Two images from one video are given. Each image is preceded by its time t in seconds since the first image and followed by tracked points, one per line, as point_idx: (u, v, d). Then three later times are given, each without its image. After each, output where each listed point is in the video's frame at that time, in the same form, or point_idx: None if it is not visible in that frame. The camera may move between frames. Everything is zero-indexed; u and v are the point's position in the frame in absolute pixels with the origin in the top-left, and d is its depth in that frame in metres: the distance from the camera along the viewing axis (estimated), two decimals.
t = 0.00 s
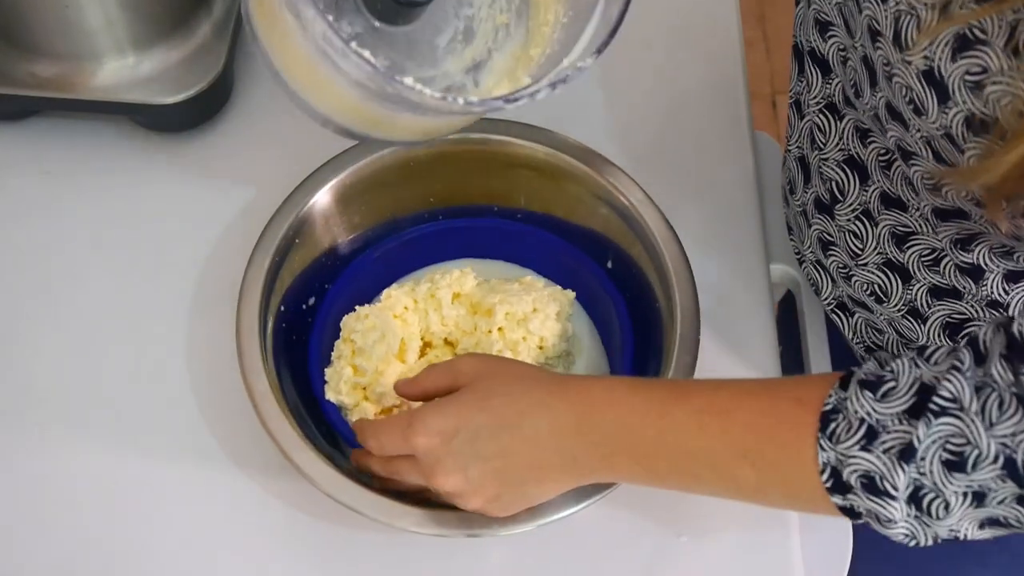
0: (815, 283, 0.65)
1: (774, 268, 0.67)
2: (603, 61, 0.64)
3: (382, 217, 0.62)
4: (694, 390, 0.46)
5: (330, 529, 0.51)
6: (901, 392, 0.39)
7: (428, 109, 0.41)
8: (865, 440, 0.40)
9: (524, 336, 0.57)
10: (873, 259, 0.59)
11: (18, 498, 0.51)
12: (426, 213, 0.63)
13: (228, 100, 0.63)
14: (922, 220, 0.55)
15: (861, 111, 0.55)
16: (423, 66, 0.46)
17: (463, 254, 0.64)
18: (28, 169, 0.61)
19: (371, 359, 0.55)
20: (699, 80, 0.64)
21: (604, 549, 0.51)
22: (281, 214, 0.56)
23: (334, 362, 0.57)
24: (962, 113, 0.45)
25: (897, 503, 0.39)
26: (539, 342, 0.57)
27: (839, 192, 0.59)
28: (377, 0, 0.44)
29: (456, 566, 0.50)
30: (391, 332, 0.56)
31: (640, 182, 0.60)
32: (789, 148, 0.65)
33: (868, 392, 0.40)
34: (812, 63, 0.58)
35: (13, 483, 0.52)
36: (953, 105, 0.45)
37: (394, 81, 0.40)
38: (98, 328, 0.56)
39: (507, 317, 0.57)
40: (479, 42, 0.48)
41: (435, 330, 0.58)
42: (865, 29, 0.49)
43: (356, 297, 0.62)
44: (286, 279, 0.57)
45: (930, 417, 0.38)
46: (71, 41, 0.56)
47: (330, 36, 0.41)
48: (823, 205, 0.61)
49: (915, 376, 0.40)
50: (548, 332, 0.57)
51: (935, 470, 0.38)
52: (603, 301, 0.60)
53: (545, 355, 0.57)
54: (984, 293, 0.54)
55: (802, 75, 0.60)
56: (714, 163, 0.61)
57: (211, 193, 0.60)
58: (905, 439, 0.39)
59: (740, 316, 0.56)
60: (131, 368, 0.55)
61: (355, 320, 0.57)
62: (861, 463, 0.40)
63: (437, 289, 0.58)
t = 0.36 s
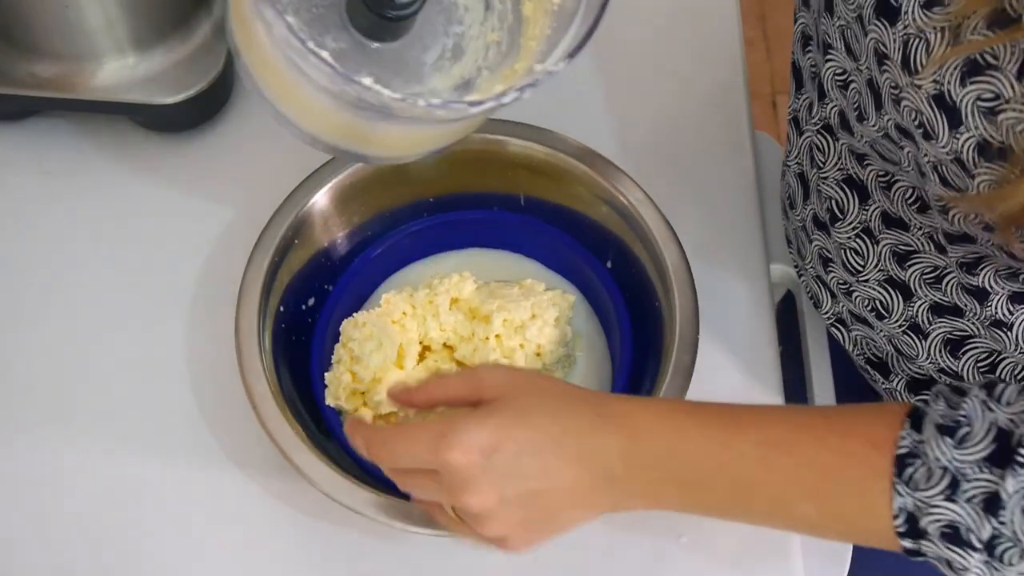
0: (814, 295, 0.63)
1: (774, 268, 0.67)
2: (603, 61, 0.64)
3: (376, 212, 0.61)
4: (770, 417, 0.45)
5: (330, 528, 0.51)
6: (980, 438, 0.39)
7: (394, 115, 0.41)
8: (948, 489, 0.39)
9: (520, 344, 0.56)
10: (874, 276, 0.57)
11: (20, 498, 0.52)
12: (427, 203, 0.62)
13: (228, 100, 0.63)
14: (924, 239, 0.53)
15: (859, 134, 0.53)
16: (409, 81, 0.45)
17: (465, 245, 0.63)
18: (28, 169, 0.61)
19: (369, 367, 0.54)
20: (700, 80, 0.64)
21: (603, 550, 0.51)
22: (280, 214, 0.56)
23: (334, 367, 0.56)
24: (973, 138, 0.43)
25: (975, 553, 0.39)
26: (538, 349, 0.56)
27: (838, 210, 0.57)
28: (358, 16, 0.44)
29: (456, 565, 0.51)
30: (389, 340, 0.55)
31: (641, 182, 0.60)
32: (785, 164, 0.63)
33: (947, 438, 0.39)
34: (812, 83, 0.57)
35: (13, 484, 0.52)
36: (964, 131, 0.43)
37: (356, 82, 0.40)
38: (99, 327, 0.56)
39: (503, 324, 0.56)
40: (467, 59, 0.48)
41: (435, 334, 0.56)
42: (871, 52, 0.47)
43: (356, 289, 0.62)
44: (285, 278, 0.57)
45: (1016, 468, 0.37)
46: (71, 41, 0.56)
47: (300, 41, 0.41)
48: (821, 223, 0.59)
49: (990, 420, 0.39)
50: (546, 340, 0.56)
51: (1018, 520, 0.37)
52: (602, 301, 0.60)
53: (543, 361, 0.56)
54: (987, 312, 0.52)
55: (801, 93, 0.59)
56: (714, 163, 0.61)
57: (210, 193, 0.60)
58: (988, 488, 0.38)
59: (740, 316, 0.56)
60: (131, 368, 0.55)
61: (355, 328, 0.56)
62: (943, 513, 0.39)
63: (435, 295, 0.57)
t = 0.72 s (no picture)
0: (816, 336, 0.59)
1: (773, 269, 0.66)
2: (603, 61, 0.64)
3: (375, 214, 0.61)
4: (844, 470, 0.46)
5: (330, 528, 0.51)
6: None
7: (370, 145, 0.41)
8: None
9: (520, 343, 0.55)
10: (868, 324, 0.54)
11: (20, 499, 0.52)
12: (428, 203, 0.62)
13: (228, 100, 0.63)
14: (918, 288, 0.49)
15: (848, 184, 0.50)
16: (415, 123, 0.44)
17: (465, 245, 0.63)
18: (27, 169, 0.61)
19: (368, 368, 0.53)
20: (701, 81, 0.64)
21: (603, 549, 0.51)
22: (280, 214, 0.56)
23: (334, 367, 0.55)
24: (964, 198, 0.43)
25: None
26: (539, 350, 0.55)
27: (829, 257, 0.54)
28: (364, 58, 0.44)
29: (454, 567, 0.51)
30: (389, 340, 0.54)
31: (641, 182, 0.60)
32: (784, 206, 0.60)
33: None
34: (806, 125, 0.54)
35: (14, 484, 0.52)
36: (954, 188, 0.43)
37: (329, 115, 0.40)
38: (99, 327, 0.56)
39: (503, 324, 0.55)
40: (475, 97, 0.46)
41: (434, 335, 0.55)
42: (861, 105, 0.47)
43: (355, 290, 0.61)
44: (286, 278, 0.57)
45: None
46: (71, 41, 0.56)
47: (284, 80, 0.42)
48: (812, 267, 0.56)
49: None
50: (547, 340, 0.55)
51: None
52: (603, 301, 0.60)
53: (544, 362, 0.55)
54: (986, 357, 0.47)
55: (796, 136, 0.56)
56: (715, 164, 0.61)
57: (210, 193, 0.60)
58: None
59: (740, 317, 0.56)
60: (131, 369, 0.55)
61: (355, 327, 0.55)
62: None
63: (435, 296, 0.56)
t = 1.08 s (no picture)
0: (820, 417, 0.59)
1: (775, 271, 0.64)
2: (604, 62, 0.64)
3: (376, 213, 0.61)
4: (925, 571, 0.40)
5: (330, 528, 0.51)
6: None
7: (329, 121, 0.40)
8: None
9: (520, 343, 0.55)
10: (865, 420, 0.53)
11: (20, 499, 0.52)
12: (428, 203, 0.62)
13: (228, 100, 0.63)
14: (912, 394, 0.49)
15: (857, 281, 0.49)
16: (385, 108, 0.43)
17: (466, 245, 0.63)
18: (28, 168, 0.61)
19: (369, 368, 0.53)
20: (701, 81, 0.64)
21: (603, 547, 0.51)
22: (280, 213, 0.56)
23: (335, 368, 0.55)
24: (977, 309, 0.42)
25: None
26: (539, 350, 0.55)
27: (836, 349, 0.53)
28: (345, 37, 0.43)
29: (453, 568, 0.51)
30: (389, 340, 0.54)
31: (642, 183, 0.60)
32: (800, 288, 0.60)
33: None
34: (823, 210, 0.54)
35: (14, 484, 0.52)
36: (966, 299, 0.42)
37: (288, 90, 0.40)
38: (99, 327, 0.56)
39: (503, 323, 0.55)
40: (451, 91, 0.44)
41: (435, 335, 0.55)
42: (871, 204, 0.47)
43: (356, 289, 0.61)
44: (286, 279, 0.57)
45: None
46: (71, 41, 0.56)
47: (264, 66, 0.42)
48: (823, 354, 0.56)
49: None
50: (547, 341, 0.55)
51: None
52: (603, 300, 0.60)
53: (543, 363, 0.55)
54: (998, 456, 0.47)
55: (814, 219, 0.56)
56: (715, 165, 0.61)
57: (210, 194, 0.60)
58: None
59: (740, 317, 0.56)
60: (131, 369, 0.55)
61: (355, 328, 0.56)
62: None
63: (436, 295, 0.56)
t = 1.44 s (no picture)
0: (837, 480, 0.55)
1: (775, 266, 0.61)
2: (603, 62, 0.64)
3: (376, 213, 0.61)
4: None
5: (329, 527, 0.51)
6: None
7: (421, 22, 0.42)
8: None
9: (520, 343, 0.55)
10: (897, 484, 0.48)
11: (19, 498, 0.52)
12: (429, 203, 0.62)
13: (228, 101, 0.63)
14: (949, 452, 0.42)
15: (870, 345, 0.44)
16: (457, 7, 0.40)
17: (466, 245, 0.63)
18: (28, 168, 0.61)
19: (369, 368, 0.53)
20: (701, 81, 0.64)
21: (603, 544, 0.51)
22: (280, 214, 0.56)
23: (335, 368, 0.55)
24: (1012, 398, 0.35)
25: None
26: (538, 350, 0.55)
27: (863, 408, 0.47)
28: None
29: (453, 567, 0.50)
30: (389, 340, 0.54)
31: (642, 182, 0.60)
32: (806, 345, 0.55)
33: None
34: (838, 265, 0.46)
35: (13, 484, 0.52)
36: (1002, 387, 0.36)
37: None
38: (98, 326, 0.56)
39: (503, 323, 0.55)
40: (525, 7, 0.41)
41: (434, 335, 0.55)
42: (900, 274, 0.40)
43: (356, 289, 0.61)
44: (286, 278, 0.57)
45: None
46: (71, 41, 0.56)
47: None
48: (845, 414, 0.49)
49: None
50: (547, 341, 0.55)
51: None
52: (603, 300, 0.60)
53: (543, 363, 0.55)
54: None
55: (825, 274, 0.48)
56: (715, 165, 0.61)
57: (210, 193, 0.60)
58: None
59: (740, 316, 0.56)
60: (131, 369, 0.55)
61: (355, 328, 0.56)
62: None
63: (436, 295, 0.56)
